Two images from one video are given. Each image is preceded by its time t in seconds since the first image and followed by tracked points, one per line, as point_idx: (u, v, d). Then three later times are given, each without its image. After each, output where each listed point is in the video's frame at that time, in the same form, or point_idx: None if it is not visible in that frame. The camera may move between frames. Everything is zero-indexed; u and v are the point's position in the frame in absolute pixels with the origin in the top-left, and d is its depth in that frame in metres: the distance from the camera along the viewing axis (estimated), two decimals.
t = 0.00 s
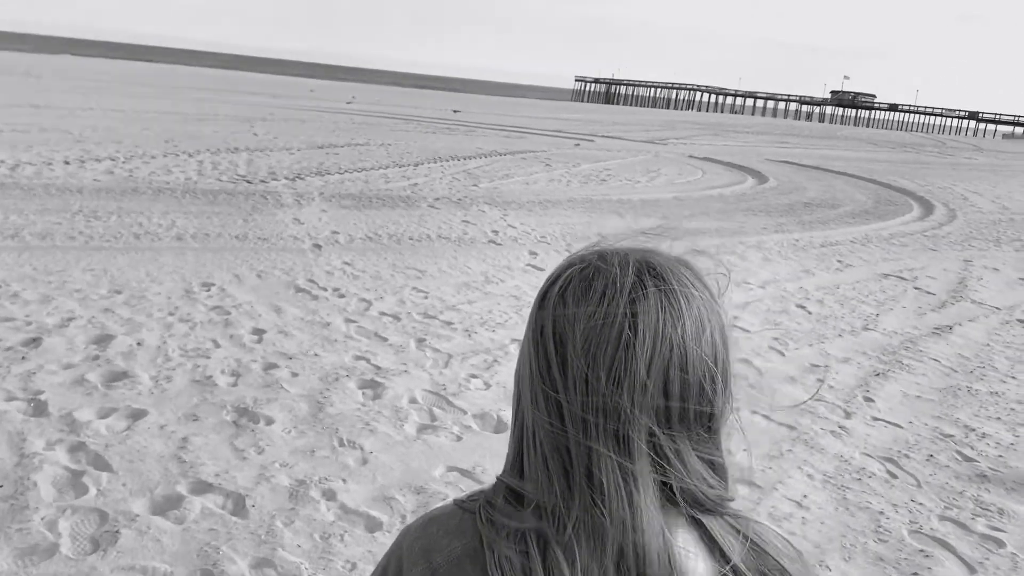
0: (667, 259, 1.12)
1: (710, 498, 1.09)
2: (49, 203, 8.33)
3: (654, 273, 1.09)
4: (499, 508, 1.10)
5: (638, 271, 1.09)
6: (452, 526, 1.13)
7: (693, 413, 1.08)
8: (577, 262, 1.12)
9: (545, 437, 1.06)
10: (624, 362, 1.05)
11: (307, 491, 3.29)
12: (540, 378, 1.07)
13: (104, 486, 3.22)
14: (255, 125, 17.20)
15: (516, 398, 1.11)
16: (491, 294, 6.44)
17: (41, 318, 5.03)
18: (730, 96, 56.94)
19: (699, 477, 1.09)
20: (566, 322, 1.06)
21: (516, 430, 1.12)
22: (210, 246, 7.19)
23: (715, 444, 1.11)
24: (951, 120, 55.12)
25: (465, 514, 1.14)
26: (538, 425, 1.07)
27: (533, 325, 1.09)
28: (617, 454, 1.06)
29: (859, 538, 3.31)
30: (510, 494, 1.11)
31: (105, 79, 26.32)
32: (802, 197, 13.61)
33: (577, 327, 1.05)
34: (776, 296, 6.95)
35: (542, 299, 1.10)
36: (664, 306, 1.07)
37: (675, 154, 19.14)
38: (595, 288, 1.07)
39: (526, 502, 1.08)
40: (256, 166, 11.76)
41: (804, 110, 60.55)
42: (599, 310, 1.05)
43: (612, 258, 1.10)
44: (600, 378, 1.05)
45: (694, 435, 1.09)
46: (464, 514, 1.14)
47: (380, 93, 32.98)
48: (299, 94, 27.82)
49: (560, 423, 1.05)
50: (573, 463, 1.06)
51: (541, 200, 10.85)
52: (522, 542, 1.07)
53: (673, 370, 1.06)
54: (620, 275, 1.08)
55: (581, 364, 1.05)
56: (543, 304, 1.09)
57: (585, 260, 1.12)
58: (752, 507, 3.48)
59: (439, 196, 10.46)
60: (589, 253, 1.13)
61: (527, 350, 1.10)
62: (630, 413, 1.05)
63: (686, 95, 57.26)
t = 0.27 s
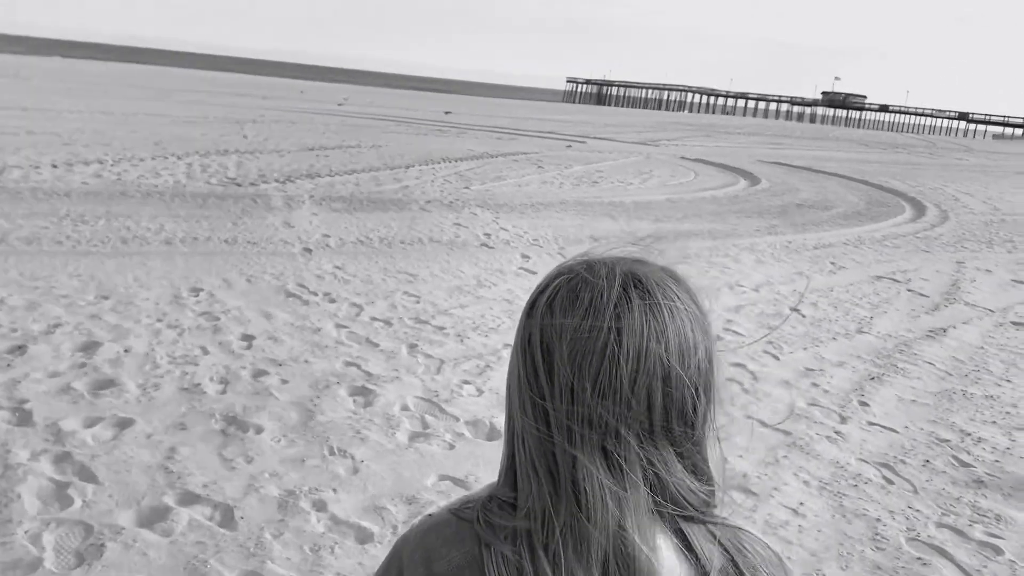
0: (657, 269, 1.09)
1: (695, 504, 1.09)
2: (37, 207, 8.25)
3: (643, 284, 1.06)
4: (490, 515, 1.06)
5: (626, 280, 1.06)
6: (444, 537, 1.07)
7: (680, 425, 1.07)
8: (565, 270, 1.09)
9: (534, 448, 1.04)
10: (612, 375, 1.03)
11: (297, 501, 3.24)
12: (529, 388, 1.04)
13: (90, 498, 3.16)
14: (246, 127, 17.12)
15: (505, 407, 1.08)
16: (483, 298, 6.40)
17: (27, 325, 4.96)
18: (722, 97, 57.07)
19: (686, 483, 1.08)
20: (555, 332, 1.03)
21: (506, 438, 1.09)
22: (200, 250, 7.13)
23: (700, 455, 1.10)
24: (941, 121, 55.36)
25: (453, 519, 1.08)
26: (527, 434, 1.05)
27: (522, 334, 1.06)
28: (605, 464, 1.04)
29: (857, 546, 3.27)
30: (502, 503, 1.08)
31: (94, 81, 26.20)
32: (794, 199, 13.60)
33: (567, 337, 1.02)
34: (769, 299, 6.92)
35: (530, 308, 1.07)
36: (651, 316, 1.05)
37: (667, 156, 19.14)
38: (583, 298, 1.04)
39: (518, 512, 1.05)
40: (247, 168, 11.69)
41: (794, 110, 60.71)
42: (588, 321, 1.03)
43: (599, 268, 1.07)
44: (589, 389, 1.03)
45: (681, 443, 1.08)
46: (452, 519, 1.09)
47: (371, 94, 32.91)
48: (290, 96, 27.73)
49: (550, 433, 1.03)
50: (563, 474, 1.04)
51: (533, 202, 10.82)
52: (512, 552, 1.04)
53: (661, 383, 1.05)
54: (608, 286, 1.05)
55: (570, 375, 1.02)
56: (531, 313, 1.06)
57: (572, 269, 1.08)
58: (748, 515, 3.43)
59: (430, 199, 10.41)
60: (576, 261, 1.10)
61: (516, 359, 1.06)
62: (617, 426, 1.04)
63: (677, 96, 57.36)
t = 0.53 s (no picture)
0: (636, 264, 1.11)
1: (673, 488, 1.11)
2: (17, 213, 8.12)
3: (620, 281, 1.08)
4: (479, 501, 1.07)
5: (603, 277, 1.08)
6: (436, 521, 1.09)
7: (656, 415, 1.08)
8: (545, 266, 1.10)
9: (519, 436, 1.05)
10: (590, 368, 1.04)
11: (282, 517, 3.17)
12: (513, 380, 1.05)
13: (69, 516, 3.08)
14: (231, 131, 16.98)
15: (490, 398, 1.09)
16: (471, 304, 6.33)
17: (6, 335, 4.85)
18: (708, 100, 57.22)
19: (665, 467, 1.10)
20: (535, 325, 1.04)
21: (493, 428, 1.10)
22: (184, 257, 7.02)
23: (676, 442, 1.12)
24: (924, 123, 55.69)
25: (445, 505, 1.10)
26: (510, 425, 1.06)
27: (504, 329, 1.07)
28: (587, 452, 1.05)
29: (852, 557, 3.22)
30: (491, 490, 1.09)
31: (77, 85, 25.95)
32: (781, 202, 13.61)
33: (548, 330, 1.03)
34: (759, 303, 6.89)
35: (512, 302, 1.08)
36: (627, 311, 1.07)
37: (654, 159, 19.14)
38: (562, 293, 1.05)
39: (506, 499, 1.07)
40: (232, 173, 11.58)
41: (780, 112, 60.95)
42: (567, 316, 1.04)
43: (579, 263, 1.09)
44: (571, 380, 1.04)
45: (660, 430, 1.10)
46: (444, 505, 1.10)
47: (357, 97, 32.78)
48: (276, 99, 27.57)
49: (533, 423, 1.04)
50: (548, 463, 1.05)
51: (520, 206, 10.76)
52: (500, 536, 1.05)
53: (640, 374, 1.06)
54: (588, 282, 1.06)
55: (551, 367, 1.03)
56: (513, 307, 1.07)
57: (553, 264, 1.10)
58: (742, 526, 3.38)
59: (417, 203, 10.33)
60: (557, 257, 1.11)
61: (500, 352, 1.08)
62: (597, 417, 1.05)
63: (664, 99, 57.49)
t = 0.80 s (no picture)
0: (615, 243, 1.06)
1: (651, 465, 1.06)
2: None
3: (596, 260, 1.03)
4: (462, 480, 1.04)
5: (582, 253, 1.03)
6: (418, 500, 1.06)
7: (632, 392, 1.03)
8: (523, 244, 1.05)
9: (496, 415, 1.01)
10: (564, 344, 0.99)
11: (267, 532, 3.08)
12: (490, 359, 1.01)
13: (45, 533, 2.99)
14: (214, 134, 16.84)
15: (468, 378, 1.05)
16: (459, 310, 6.26)
17: None
18: (692, 102, 57.43)
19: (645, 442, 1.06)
20: (511, 303, 0.99)
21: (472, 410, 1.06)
22: (166, 263, 6.91)
23: (653, 421, 1.08)
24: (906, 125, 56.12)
25: (426, 485, 1.07)
26: (486, 403, 1.01)
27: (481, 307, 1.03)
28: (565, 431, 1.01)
29: (848, 567, 3.17)
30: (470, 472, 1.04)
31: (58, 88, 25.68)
32: (766, 204, 13.62)
33: (523, 305, 0.99)
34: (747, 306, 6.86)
35: (488, 281, 1.04)
36: (603, 287, 1.01)
37: (639, 161, 19.14)
38: (539, 268, 1.00)
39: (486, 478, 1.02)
40: (214, 177, 11.45)
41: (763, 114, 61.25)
42: (544, 291, 0.99)
43: (558, 241, 1.04)
44: (547, 356, 0.99)
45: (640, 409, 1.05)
46: (425, 485, 1.08)
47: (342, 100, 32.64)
48: (259, 102, 27.39)
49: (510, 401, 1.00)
50: (525, 442, 1.01)
51: (507, 210, 10.70)
52: (481, 513, 1.01)
53: (614, 350, 1.01)
54: (564, 259, 1.02)
55: (527, 343, 0.99)
56: (490, 285, 1.03)
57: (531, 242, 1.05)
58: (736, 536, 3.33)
59: (403, 206, 10.25)
60: (537, 237, 1.06)
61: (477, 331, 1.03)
62: (573, 395, 1.00)
63: (648, 102, 57.64)
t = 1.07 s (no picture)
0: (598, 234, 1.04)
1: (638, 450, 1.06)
2: None
3: (579, 250, 1.01)
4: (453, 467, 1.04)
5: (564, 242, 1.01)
6: (408, 488, 1.06)
7: (618, 378, 1.01)
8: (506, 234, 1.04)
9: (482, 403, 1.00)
10: (548, 332, 0.97)
11: (257, 540, 3.03)
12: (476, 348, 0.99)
13: (30, 543, 2.92)
14: (202, 136, 16.73)
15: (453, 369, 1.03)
16: (450, 312, 6.21)
17: None
18: (681, 103, 57.54)
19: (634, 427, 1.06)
20: (496, 292, 0.98)
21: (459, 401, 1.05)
22: (153, 266, 6.84)
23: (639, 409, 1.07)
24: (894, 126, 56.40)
25: (416, 474, 1.07)
26: (472, 391, 1.01)
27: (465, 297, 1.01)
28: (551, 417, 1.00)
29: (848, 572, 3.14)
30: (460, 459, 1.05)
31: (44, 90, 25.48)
32: (756, 204, 13.63)
33: (508, 294, 0.97)
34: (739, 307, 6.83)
35: (473, 271, 1.02)
36: (584, 276, 1.00)
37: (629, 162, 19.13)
38: (522, 257, 0.98)
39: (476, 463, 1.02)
40: (202, 179, 11.36)
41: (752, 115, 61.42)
42: (528, 279, 0.97)
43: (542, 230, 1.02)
44: (533, 343, 0.97)
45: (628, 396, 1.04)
46: (415, 475, 1.07)
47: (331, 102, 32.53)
48: (248, 104, 27.25)
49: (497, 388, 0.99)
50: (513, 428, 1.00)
51: (497, 211, 10.66)
52: (471, 499, 1.01)
53: (597, 338, 0.99)
54: (547, 247, 1.00)
55: (513, 330, 0.97)
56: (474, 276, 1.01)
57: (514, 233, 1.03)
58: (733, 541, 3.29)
59: (393, 208, 10.19)
60: (520, 228, 1.04)
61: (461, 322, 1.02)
62: (558, 382, 0.99)
63: (637, 103, 57.72)
